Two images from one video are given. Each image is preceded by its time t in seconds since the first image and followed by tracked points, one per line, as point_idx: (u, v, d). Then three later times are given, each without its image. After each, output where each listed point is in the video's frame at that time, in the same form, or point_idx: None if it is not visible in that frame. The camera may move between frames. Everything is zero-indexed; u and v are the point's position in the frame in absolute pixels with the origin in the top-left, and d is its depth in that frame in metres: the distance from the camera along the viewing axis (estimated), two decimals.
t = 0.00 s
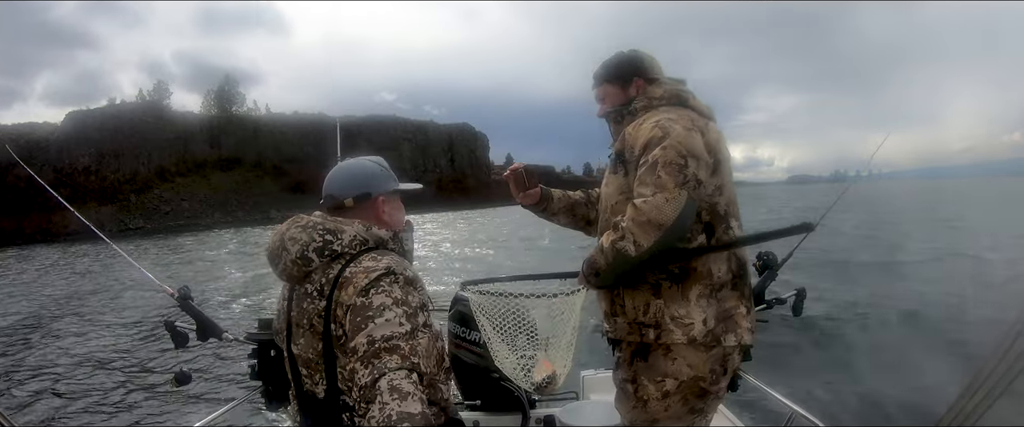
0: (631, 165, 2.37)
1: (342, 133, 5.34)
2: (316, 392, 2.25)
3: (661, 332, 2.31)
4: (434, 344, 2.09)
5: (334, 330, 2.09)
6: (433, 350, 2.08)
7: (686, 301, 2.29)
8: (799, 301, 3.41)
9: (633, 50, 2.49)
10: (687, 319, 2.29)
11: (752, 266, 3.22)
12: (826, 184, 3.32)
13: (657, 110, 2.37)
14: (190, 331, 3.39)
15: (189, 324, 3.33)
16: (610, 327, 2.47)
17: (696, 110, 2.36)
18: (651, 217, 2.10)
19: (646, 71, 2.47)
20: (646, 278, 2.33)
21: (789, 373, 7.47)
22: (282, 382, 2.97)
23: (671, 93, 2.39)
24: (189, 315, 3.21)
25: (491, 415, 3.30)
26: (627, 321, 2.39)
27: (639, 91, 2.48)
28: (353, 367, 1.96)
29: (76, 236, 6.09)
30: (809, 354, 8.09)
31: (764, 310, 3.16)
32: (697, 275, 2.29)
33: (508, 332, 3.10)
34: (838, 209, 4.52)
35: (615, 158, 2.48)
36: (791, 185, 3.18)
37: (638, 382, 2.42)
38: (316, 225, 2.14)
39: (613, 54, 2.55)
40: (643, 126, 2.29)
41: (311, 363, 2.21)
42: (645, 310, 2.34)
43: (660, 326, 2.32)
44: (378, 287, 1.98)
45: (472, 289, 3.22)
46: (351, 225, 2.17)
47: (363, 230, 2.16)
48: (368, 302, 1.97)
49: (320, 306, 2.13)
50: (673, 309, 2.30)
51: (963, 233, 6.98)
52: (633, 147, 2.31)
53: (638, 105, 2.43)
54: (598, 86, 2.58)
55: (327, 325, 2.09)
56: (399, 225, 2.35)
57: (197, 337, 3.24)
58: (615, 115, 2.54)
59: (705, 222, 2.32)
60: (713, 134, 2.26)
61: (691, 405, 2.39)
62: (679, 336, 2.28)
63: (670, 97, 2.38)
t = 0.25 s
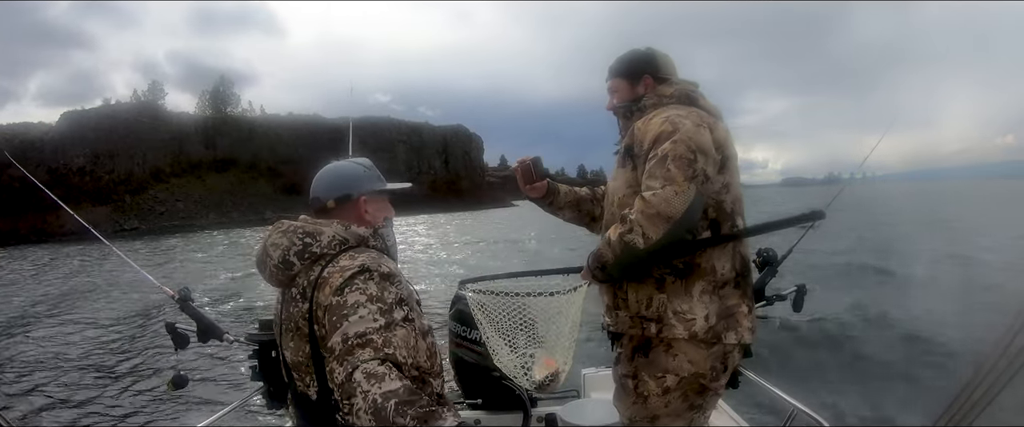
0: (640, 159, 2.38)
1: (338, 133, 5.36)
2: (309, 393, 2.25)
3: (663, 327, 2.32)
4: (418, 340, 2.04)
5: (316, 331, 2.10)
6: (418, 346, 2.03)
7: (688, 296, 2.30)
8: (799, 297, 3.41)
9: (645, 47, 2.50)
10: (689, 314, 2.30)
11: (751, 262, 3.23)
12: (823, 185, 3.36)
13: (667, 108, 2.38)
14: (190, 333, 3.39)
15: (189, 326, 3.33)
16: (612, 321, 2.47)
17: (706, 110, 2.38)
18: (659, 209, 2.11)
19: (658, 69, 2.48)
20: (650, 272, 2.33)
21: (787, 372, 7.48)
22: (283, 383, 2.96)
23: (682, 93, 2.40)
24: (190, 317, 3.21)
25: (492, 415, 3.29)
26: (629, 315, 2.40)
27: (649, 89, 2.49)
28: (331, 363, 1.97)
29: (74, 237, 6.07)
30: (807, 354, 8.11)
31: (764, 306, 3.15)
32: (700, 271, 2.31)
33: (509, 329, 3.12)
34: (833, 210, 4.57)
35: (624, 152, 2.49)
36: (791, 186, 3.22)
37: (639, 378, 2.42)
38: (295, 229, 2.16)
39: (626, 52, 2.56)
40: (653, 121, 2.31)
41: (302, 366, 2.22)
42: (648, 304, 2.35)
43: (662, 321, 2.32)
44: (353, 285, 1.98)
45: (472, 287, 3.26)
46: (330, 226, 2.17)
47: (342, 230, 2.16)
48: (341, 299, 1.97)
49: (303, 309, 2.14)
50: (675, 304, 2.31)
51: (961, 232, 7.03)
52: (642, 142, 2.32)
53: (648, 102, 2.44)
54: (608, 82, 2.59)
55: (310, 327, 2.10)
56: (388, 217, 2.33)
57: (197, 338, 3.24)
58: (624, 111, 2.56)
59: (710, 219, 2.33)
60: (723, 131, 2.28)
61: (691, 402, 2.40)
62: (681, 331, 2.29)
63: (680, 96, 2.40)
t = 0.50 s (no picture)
0: (643, 160, 2.38)
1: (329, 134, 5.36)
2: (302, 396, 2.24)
3: (661, 329, 2.32)
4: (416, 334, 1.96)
5: (313, 332, 2.05)
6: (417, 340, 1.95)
7: (688, 299, 2.30)
8: (798, 299, 3.40)
9: (649, 49, 2.49)
10: (688, 317, 2.30)
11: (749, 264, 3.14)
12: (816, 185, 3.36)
13: (669, 109, 2.38)
14: (188, 332, 3.37)
15: (188, 326, 3.32)
16: (609, 323, 2.47)
17: (710, 113, 2.38)
18: (662, 212, 2.10)
19: (661, 71, 2.47)
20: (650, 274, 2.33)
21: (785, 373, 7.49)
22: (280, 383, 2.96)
23: (685, 94, 2.40)
24: (188, 316, 3.20)
25: (486, 415, 3.34)
26: (628, 317, 2.39)
27: (651, 90, 2.50)
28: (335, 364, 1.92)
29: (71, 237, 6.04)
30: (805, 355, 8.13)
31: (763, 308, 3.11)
32: (701, 274, 2.30)
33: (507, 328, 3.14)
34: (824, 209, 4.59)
35: (626, 153, 2.50)
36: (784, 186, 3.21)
37: (637, 381, 2.42)
38: (286, 232, 2.16)
39: (631, 52, 2.56)
40: (656, 122, 2.30)
41: (294, 369, 2.20)
42: (647, 306, 2.34)
43: (661, 323, 2.32)
44: (349, 283, 1.92)
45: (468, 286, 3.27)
46: (320, 228, 2.17)
47: (332, 233, 2.17)
48: (338, 299, 1.91)
49: (297, 311, 2.12)
50: (675, 307, 2.30)
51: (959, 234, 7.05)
52: (645, 143, 2.32)
53: (651, 103, 2.44)
54: (612, 81, 2.59)
55: (307, 328, 2.06)
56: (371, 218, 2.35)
57: (195, 338, 3.23)
58: (626, 112, 2.56)
59: (712, 223, 2.33)
60: (725, 134, 2.28)
61: (688, 405, 2.40)
62: (680, 334, 2.28)
63: (684, 98, 2.39)
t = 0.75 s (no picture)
0: (640, 168, 2.36)
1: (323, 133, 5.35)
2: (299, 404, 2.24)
3: (658, 339, 2.30)
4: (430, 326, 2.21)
5: (337, 338, 2.06)
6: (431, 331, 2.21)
7: (685, 309, 2.28)
8: (797, 308, 3.30)
9: (649, 52, 2.48)
10: (685, 328, 2.28)
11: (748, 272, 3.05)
12: (810, 185, 3.36)
13: (668, 115, 2.37)
14: (186, 332, 3.35)
15: (186, 326, 3.29)
16: (606, 331, 2.46)
17: (708, 118, 2.37)
18: (659, 222, 2.09)
19: (660, 75, 2.46)
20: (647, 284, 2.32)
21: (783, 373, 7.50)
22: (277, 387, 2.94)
23: (684, 100, 2.39)
24: (185, 317, 3.17)
25: (484, 420, 3.30)
26: (624, 326, 2.38)
27: (650, 94, 2.48)
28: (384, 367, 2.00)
29: (65, 237, 6.00)
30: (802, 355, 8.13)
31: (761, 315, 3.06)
32: (698, 284, 2.29)
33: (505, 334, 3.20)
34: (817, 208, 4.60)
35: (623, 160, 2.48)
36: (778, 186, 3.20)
37: (633, 390, 2.42)
38: (296, 234, 2.09)
39: (628, 56, 2.55)
40: (654, 130, 2.29)
41: (298, 375, 2.18)
42: (643, 316, 2.33)
43: (657, 333, 2.30)
44: (396, 290, 2.00)
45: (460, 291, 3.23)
46: (332, 234, 2.12)
47: (345, 239, 2.13)
48: (389, 307, 1.98)
49: (313, 316, 2.09)
50: (672, 317, 2.29)
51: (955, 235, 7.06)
52: (643, 150, 2.31)
53: (649, 109, 2.44)
54: (610, 86, 2.58)
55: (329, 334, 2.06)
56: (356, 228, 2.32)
57: (192, 339, 3.20)
58: (624, 117, 2.56)
59: (710, 231, 2.31)
60: (724, 141, 2.26)
61: (685, 415, 2.40)
62: (676, 344, 2.27)
63: (682, 104, 2.39)
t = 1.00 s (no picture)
0: (637, 174, 2.35)
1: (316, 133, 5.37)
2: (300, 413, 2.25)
3: (656, 348, 2.30)
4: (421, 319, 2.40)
5: (360, 352, 2.12)
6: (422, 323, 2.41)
7: (682, 317, 2.28)
8: (797, 313, 3.31)
9: (649, 55, 2.47)
10: (683, 336, 2.28)
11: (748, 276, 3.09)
12: (804, 183, 3.36)
13: (666, 120, 2.38)
14: (185, 334, 3.33)
15: (185, 328, 3.28)
16: (603, 339, 2.46)
17: (706, 123, 2.37)
18: (655, 231, 2.08)
19: (659, 79, 2.45)
20: (644, 292, 2.31)
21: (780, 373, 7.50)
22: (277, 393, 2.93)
23: (682, 105, 2.40)
24: (185, 319, 3.15)
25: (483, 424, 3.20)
26: (622, 334, 2.38)
27: (649, 98, 2.48)
28: (440, 374, 2.21)
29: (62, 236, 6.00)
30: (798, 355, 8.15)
31: (761, 320, 3.07)
32: (696, 292, 2.28)
33: (507, 338, 3.22)
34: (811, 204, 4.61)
35: (621, 166, 2.47)
36: (773, 184, 3.21)
37: (630, 399, 2.42)
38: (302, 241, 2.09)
39: (626, 61, 2.55)
40: (652, 136, 2.28)
41: (304, 385, 2.20)
42: (640, 324, 2.33)
43: (655, 342, 2.30)
44: (421, 301, 2.14)
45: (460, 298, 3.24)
46: (339, 243, 2.16)
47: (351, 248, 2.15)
48: (430, 319, 2.14)
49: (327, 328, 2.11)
50: (670, 326, 2.29)
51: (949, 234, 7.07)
52: (640, 156, 2.30)
53: (647, 113, 2.43)
54: (609, 90, 2.58)
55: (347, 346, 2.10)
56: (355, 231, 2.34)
57: (192, 341, 3.18)
58: (623, 121, 2.55)
59: (708, 238, 2.31)
60: (723, 147, 2.26)
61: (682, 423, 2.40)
62: (673, 353, 2.27)
63: (681, 108, 2.40)
